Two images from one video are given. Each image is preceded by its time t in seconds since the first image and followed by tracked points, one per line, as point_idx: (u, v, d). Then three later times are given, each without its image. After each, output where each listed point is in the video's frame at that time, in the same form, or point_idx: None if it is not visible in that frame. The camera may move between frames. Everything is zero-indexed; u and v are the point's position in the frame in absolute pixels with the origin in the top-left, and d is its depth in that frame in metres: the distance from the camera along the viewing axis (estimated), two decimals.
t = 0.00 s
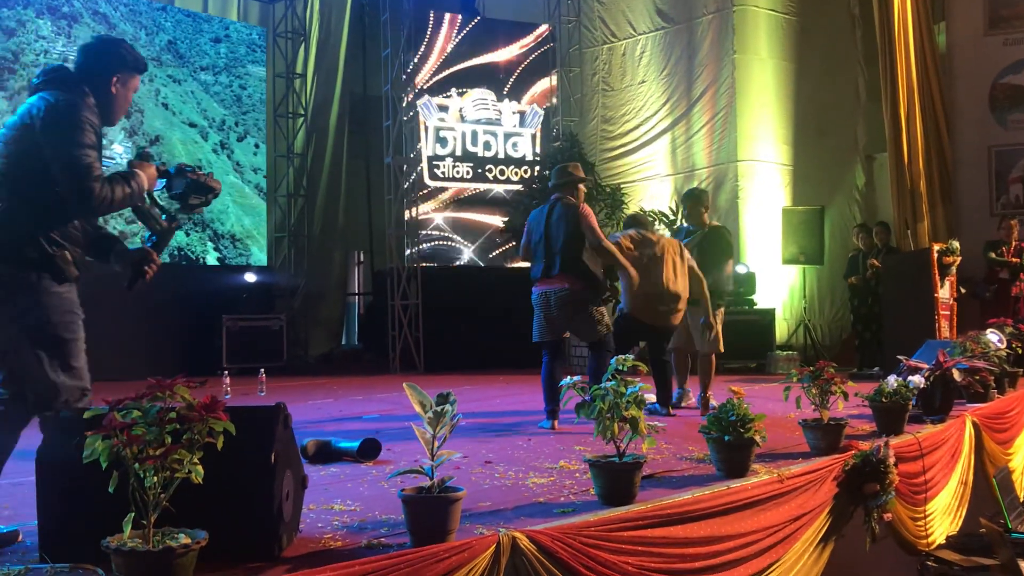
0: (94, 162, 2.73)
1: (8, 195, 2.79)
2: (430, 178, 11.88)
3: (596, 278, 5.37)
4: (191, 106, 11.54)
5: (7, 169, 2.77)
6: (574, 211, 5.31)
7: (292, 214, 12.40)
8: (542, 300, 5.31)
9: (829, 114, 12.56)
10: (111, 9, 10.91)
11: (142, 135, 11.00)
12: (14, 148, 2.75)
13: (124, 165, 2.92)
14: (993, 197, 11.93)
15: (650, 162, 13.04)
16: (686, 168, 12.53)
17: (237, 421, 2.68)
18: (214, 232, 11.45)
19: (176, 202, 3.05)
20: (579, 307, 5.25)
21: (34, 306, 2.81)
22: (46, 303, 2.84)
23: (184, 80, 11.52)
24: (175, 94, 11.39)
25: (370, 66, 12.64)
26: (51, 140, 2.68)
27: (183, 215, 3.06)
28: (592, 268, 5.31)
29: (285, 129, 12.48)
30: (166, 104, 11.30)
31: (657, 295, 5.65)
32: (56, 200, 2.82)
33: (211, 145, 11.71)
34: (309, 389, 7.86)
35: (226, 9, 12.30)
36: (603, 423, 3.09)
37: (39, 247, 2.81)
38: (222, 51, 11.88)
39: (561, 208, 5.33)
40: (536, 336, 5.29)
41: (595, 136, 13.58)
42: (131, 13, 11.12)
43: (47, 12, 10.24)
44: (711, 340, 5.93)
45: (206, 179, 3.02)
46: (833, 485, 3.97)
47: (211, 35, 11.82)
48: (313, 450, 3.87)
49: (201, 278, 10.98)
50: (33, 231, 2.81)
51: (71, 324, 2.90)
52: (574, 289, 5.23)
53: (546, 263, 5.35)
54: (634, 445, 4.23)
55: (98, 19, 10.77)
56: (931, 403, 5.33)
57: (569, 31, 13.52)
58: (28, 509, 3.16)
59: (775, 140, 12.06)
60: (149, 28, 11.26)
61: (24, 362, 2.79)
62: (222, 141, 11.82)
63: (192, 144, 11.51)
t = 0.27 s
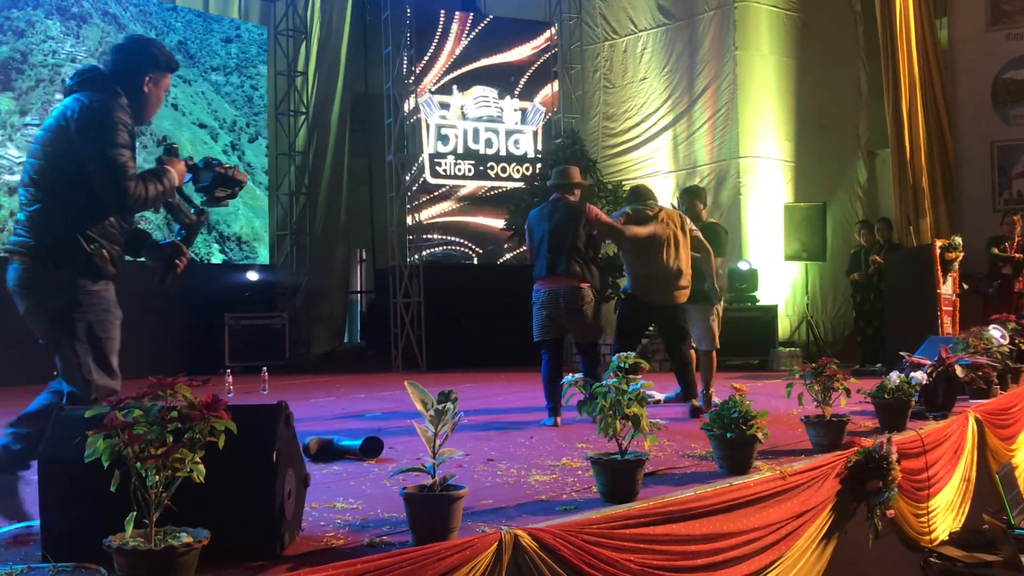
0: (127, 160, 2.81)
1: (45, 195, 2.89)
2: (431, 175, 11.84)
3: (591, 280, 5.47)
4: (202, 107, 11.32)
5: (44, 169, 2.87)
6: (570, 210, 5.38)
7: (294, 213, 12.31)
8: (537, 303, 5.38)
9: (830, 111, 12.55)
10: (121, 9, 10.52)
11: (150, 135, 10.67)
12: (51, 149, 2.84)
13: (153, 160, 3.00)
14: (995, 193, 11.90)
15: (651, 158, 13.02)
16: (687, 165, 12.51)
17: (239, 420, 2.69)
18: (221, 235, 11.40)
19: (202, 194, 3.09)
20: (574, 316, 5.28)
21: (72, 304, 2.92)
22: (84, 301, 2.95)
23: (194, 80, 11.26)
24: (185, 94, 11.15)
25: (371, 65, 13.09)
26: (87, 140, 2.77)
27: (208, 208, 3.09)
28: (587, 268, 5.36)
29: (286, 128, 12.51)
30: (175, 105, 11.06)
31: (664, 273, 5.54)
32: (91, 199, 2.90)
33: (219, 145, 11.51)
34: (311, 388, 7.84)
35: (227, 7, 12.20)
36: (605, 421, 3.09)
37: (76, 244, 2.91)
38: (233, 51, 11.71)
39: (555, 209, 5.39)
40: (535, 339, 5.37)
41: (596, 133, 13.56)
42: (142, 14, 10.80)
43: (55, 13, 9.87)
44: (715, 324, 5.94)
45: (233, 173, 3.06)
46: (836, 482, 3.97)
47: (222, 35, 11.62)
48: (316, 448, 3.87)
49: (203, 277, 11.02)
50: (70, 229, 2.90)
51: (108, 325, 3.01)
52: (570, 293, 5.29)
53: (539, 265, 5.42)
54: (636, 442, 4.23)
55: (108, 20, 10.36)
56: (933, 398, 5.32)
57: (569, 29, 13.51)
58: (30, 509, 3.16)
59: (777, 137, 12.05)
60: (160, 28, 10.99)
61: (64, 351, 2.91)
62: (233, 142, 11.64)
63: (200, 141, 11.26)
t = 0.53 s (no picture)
0: (169, 158, 2.85)
1: (83, 195, 2.88)
2: (435, 174, 11.78)
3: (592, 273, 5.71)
4: (214, 108, 11.30)
5: (82, 169, 2.86)
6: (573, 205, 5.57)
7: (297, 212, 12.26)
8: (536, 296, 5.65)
9: (833, 107, 12.54)
10: (131, 10, 10.43)
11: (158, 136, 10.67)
12: (89, 149, 2.84)
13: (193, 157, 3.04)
14: (998, 189, 11.85)
15: (654, 156, 13.00)
16: (690, 162, 12.51)
17: (240, 420, 2.71)
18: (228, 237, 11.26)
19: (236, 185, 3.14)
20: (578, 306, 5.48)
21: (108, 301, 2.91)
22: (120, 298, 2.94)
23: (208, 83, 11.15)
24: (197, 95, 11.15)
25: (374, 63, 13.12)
26: (128, 138, 2.80)
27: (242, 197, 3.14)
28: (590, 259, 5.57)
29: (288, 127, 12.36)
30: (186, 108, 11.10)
31: (671, 266, 5.44)
32: (130, 197, 2.91)
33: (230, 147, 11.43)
34: (314, 387, 7.84)
35: (229, 7, 12.27)
36: (608, 419, 3.08)
37: (116, 242, 2.92)
38: (246, 53, 11.66)
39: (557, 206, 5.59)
40: (527, 329, 5.66)
41: (598, 131, 13.54)
42: (153, 14, 10.71)
43: (66, 15, 9.81)
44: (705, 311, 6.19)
45: (267, 165, 3.12)
46: (839, 479, 3.96)
47: (235, 36, 11.60)
48: (319, 447, 3.86)
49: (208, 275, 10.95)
50: (110, 226, 2.91)
51: (141, 324, 2.98)
52: (574, 286, 5.51)
53: (544, 263, 5.64)
54: (639, 440, 4.22)
55: (118, 21, 10.28)
56: (937, 395, 5.31)
57: (571, 27, 13.51)
58: (35, 508, 3.17)
59: (781, 133, 12.02)
60: (172, 30, 10.92)
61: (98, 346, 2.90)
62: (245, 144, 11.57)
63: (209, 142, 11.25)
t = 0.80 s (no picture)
0: (223, 161, 2.91)
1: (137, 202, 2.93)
2: (439, 174, 11.76)
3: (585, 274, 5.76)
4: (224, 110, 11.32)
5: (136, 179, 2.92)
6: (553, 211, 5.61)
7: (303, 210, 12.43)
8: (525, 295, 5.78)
9: (836, 105, 12.49)
10: (144, 12, 10.49)
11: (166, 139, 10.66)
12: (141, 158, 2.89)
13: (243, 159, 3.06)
14: (1003, 186, 11.80)
15: (658, 155, 12.98)
16: (693, 161, 12.47)
17: (245, 419, 2.71)
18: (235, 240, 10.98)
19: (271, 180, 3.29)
20: (566, 309, 5.55)
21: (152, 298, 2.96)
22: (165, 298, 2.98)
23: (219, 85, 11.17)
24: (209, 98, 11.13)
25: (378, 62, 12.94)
26: (182, 146, 2.86)
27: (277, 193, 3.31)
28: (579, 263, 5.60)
29: (293, 126, 12.60)
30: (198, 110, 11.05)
31: (656, 267, 5.51)
32: (181, 202, 2.96)
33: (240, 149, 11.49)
34: (319, 386, 7.85)
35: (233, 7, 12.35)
36: (611, 417, 3.09)
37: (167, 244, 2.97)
38: (260, 56, 11.64)
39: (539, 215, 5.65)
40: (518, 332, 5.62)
41: (602, 130, 13.53)
42: (166, 16, 10.75)
43: (78, 17, 9.83)
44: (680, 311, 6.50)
45: (306, 162, 3.28)
46: (843, 478, 3.96)
47: (248, 38, 11.59)
48: (324, 446, 3.84)
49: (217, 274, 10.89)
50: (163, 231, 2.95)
51: (182, 326, 3.00)
52: (564, 291, 5.55)
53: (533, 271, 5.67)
54: (644, 439, 4.21)
55: (131, 24, 10.33)
56: (942, 393, 5.30)
57: (574, 26, 13.51)
58: (40, 508, 3.18)
59: (784, 132, 12.00)
60: (183, 31, 10.97)
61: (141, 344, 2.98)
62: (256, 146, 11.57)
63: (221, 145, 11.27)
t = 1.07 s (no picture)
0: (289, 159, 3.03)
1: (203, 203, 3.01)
2: (445, 173, 11.80)
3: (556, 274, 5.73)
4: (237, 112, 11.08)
5: (201, 179, 3.01)
6: (524, 211, 5.62)
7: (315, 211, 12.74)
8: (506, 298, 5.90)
9: (843, 102, 12.43)
10: (156, 14, 10.23)
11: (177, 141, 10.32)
12: (208, 160, 2.99)
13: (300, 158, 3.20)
14: (1011, 184, 11.74)
15: (664, 153, 12.99)
16: (700, 159, 12.44)
17: (253, 419, 2.72)
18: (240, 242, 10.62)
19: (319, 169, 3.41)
20: (540, 310, 5.54)
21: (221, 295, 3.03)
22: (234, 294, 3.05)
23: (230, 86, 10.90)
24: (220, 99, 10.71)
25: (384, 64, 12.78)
26: (250, 144, 2.97)
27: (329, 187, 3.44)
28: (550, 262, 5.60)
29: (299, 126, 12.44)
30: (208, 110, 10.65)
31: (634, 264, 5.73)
32: (245, 199, 3.05)
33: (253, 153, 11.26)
34: (326, 386, 7.86)
35: (239, 7, 12.32)
36: (619, 416, 3.09)
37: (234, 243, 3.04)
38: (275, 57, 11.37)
39: (510, 216, 5.64)
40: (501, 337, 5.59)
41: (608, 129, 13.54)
42: (179, 18, 10.48)
43: (89, 19, 9.56)
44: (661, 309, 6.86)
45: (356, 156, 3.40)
46: (852, 476, 3.94)
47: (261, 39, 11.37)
48: (332, 445, 3.83)
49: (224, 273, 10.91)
50: (229, 229, 3.04)
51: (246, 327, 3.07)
52: (539, 290, 5.53)
53: (506, 273, 5.64)
54: (651, 438, 4.20)
55: (143, 25, 10.06)
56: (949, 391, 5.29)
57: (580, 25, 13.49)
58: (50, 507, 3.19)
59: (790, 129, 11.97)
60: (196, 33, 10.66)
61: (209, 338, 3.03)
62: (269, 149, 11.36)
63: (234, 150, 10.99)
